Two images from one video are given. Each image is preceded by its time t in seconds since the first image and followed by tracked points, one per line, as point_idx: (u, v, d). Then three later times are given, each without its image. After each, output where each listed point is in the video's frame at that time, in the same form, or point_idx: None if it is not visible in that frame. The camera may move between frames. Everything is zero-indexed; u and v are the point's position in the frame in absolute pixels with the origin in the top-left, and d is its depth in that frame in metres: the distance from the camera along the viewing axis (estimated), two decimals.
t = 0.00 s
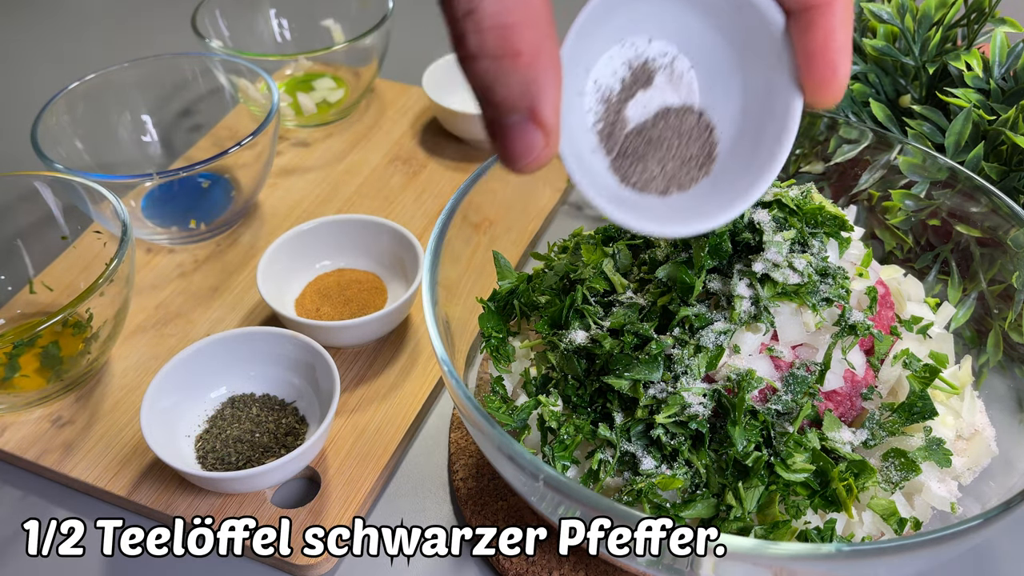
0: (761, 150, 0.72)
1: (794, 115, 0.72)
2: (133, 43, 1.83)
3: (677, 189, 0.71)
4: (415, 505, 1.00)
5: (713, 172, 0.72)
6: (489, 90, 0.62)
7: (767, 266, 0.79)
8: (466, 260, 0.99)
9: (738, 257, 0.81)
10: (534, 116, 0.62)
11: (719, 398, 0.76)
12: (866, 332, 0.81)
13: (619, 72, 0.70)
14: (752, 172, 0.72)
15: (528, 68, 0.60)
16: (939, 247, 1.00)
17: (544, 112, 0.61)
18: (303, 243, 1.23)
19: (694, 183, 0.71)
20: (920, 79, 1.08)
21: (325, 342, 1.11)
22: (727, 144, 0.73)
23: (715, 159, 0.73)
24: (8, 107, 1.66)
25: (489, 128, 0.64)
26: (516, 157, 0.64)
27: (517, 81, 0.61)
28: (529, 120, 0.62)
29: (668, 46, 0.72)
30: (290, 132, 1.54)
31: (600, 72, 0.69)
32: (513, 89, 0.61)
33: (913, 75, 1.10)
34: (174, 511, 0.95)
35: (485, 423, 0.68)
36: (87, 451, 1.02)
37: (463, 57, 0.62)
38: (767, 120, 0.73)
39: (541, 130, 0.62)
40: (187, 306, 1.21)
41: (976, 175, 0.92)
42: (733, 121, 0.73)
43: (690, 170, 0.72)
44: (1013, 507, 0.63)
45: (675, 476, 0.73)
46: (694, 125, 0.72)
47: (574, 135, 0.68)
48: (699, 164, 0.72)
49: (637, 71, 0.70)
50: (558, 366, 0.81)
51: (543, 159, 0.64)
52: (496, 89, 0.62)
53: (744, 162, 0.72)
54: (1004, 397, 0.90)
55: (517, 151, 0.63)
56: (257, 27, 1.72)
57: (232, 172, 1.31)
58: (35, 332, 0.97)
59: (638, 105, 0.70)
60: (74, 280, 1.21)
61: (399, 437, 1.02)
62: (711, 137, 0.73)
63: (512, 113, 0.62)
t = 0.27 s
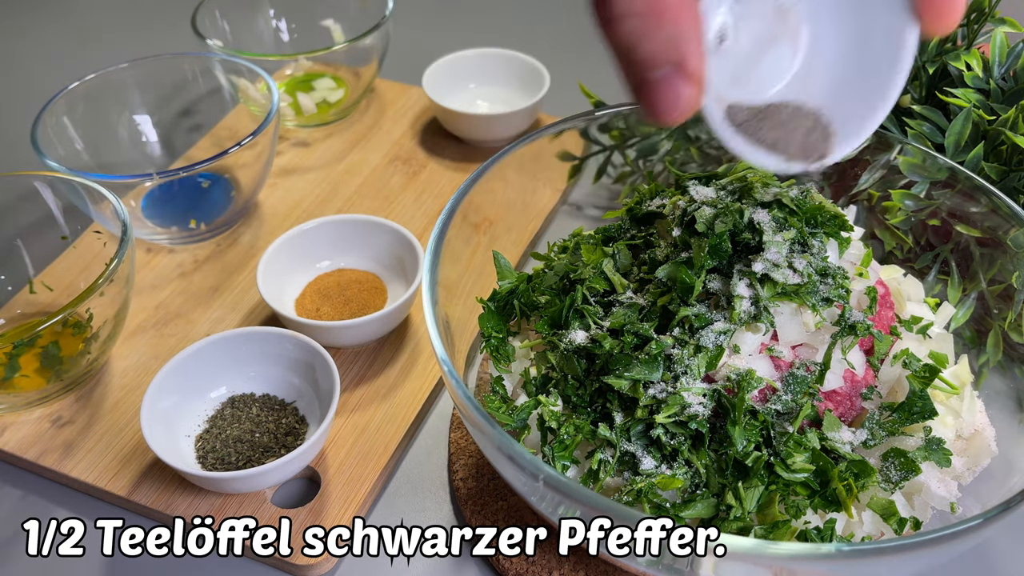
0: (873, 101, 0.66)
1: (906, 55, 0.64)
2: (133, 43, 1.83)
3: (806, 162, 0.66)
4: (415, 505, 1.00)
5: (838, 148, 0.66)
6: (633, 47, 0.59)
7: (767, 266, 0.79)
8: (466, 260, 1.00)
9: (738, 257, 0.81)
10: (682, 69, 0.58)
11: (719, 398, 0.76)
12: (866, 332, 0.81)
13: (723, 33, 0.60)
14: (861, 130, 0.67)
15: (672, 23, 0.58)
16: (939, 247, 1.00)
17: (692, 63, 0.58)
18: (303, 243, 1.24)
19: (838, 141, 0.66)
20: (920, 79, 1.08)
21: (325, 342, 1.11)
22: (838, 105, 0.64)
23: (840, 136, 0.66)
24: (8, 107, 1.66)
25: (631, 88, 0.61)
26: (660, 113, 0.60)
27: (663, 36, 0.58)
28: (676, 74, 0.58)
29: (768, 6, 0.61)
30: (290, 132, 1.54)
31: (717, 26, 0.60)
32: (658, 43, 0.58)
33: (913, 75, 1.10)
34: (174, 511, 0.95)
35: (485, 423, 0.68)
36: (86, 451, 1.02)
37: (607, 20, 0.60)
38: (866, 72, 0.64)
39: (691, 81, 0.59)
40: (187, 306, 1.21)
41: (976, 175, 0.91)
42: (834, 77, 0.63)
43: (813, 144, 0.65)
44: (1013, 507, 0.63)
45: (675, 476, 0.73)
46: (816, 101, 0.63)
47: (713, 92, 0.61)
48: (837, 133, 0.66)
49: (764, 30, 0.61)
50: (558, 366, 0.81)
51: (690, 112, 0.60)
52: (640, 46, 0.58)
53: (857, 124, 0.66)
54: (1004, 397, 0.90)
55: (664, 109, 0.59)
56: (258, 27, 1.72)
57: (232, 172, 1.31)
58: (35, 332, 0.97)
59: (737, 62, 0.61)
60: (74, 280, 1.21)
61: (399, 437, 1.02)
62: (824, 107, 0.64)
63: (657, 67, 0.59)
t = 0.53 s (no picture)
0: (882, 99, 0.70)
1: (902, 76, 0.69)
2: (133, 43, 1.83)
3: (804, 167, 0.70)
4: (415, 505, 1.00)
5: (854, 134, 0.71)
6: (635, 50, 0.65)
7: (767, 266, 0.79)
8: (466, 260, 1.00)
9: (738, 257, 0.81)
10: (675, 68, 0.63)
11: (719, 398, 0.76)
12: (865, 332, 0.81)
13: (719, 45, 0.66)
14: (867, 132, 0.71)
15: (671, 22, 0.63)
16: (939, 247, 1.00)
17: (685, 64, 0.63)
18: (303, 243, 1.23)
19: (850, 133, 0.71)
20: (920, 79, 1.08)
21: (325, 342, 1.11)
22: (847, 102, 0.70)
23: (862, 123, 0.71)
24: (8, 107, 1.66)
25: (625, 85, 0.66)
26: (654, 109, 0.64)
27: (661, 36, 0.63)
28: (670, 72, 0.63)
29: (768, 26, 0.66)
30: (290, 132, 1.54)
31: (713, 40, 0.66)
32: (657, 40, 0.63)
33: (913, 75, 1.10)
34: (174, 511, 0.95)
35: (485, 423, 0.68)
36: (86, 451, 1.02)
37: (605, 11, 0.66)
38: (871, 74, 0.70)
39: (683, 81, 0.63)
40: (187, 306, 1.21)
41: (976, 175, 0.92)
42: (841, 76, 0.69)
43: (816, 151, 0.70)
44: (1013, 507, 0.63)
45: (675, 476, 0.73)
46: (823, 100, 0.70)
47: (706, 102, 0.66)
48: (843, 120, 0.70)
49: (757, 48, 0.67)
50: (558, 366, 0.81)
51: (683, 111, 0.64)
52: (637, 42, 0.64)
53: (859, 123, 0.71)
54: (1004, 397, 0.90)
55: (657, 105, 0.63)
56: (258, 27, 1.72)
57: (232, 172, 1.31)
58: (35, 332, 0.97)
59: (729, 74, 0.67)
60: (74, 280, 1.21)
61: (399, 438, 1.02)
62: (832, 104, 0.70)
63: (653, 64, 0.63)
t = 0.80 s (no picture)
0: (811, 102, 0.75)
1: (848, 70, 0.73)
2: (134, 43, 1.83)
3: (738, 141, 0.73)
4: (415, 505, 1.00)
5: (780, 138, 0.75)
6: (594, 25, 0.62)
7: (768, 266, 0.79)
8: (466, 260, 1.00)
9: (738, 257, 0.81)
10: (637, 49, 0.62)
11: (719, 398, 0.77)
12: (866, 332, 0.80)
13: (689, 9, 0.68)
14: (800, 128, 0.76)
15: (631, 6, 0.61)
16: (939, 247, 1.00)
17: (646, 44, 0.62)
18: (303, 243, 1.24)
19: (778, 129, 0.75)
20: (920, 79, 1.08)
21: (325, 342, 1.11)
22: (779, 100, 0.75)
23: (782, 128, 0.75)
24: (8, 107, 1.66)
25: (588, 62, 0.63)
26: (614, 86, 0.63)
27: (624, 17, 0.61)
28: (633, 54, 0.62)
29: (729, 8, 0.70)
30: (290, 132, 1.54)
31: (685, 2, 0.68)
32: (619, 22, 0.61)
33: (913, 75, 1.10)
34: (175, 511, 0.95)
35: (485, 423, 0.68)
36: (86, 451, 1.02)
37: None
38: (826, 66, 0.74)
39: (645, 61, 0.62)
40: (187, 306, 1.21)
41: (976, 175, 0.91)
42: (789, 72, 0.75)
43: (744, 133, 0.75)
44: (1012, 507, 0.63)
45: (675, 476, 0.73)
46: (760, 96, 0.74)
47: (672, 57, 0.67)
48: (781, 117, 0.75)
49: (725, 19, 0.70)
50: (558, 366, 0.81)
51: (643, 88, 0.63)
52: (602, 23, 0.62)
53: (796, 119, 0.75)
54: (1004, 397, 0.90)
55: (620, 84, 0.62)
56: (258, 27, 1.72)
57: (232, 172, 1.31)
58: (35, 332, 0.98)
59: (695, 41, 0.69)
60: (74, 280, 1.21)
61: (399, 438, 1.02)
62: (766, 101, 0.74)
63: (618, 42, 0.62)
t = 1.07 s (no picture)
0: (711, 51, 0.81)
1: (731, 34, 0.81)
2: (134, 43, 1.83)
3: (653, 89, 0.80)
4: (415, 505, 1.00)
5: (694, 80, 0.82)
6: None
7: (768, 266, 0.78)
8: (466, 260, 1.00)
9: (738, 257, 0.81)
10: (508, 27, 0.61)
11: (719, 398, 0.76)
12: (866, 332, 0.80)
13: None
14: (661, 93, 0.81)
15: None
16: (939, 247, 1.00)
17: None
18: (303, 243, 1.23)
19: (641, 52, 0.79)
20: (920, 79, 1.08)
21: (325, 342, 1.11)
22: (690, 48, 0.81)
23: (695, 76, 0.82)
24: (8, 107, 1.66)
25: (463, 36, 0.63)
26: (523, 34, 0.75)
27: None
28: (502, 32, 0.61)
29: None
30: (291, 133, 1.54)
31: None
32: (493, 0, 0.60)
33: (913, 75, 1.10)
34: (175, 511, 0.95)
35: (485, 422, 0.68)
36: (86, 451, 1.02)
37: None
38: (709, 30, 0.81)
39: (549, 12, 0.74)
40: (187, 306, 1.21)
41: (977, 175, 0.91)
42: (684, 23, 0.80)
43: (667, 75, 0.81)
44: (1012, 507, 0.63)
45: (675, 476, 0.73)
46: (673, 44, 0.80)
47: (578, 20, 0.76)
48: (681, 58, 0.80)
49: None
50: (558, 366, 0.81)
51: (550, 35, 0.75)
52: None
53: (632, 76, 0.79)
54: (1004, 397, 0.90)
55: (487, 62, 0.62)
56: (258, 27, 1.72)
57: (231, 172, 1.31)
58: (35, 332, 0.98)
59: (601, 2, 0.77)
60: (74, 280, 1.21)
61: (399, 438, 1.02)
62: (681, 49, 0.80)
63: None
